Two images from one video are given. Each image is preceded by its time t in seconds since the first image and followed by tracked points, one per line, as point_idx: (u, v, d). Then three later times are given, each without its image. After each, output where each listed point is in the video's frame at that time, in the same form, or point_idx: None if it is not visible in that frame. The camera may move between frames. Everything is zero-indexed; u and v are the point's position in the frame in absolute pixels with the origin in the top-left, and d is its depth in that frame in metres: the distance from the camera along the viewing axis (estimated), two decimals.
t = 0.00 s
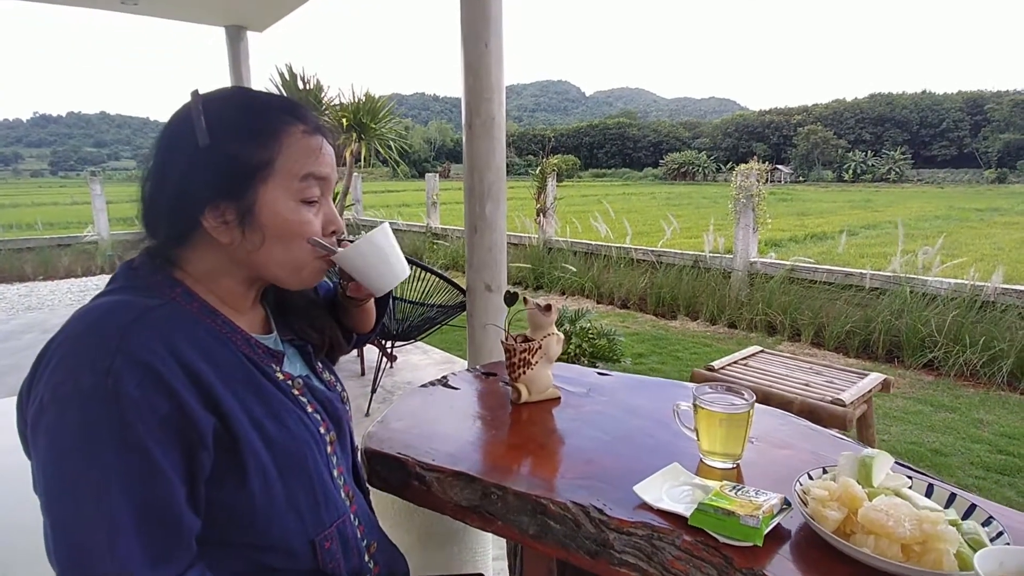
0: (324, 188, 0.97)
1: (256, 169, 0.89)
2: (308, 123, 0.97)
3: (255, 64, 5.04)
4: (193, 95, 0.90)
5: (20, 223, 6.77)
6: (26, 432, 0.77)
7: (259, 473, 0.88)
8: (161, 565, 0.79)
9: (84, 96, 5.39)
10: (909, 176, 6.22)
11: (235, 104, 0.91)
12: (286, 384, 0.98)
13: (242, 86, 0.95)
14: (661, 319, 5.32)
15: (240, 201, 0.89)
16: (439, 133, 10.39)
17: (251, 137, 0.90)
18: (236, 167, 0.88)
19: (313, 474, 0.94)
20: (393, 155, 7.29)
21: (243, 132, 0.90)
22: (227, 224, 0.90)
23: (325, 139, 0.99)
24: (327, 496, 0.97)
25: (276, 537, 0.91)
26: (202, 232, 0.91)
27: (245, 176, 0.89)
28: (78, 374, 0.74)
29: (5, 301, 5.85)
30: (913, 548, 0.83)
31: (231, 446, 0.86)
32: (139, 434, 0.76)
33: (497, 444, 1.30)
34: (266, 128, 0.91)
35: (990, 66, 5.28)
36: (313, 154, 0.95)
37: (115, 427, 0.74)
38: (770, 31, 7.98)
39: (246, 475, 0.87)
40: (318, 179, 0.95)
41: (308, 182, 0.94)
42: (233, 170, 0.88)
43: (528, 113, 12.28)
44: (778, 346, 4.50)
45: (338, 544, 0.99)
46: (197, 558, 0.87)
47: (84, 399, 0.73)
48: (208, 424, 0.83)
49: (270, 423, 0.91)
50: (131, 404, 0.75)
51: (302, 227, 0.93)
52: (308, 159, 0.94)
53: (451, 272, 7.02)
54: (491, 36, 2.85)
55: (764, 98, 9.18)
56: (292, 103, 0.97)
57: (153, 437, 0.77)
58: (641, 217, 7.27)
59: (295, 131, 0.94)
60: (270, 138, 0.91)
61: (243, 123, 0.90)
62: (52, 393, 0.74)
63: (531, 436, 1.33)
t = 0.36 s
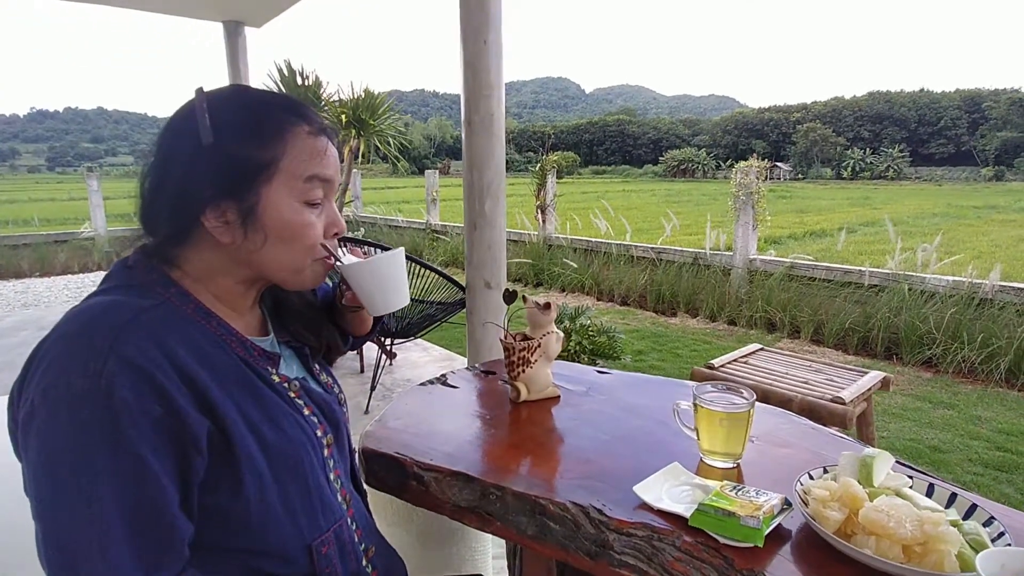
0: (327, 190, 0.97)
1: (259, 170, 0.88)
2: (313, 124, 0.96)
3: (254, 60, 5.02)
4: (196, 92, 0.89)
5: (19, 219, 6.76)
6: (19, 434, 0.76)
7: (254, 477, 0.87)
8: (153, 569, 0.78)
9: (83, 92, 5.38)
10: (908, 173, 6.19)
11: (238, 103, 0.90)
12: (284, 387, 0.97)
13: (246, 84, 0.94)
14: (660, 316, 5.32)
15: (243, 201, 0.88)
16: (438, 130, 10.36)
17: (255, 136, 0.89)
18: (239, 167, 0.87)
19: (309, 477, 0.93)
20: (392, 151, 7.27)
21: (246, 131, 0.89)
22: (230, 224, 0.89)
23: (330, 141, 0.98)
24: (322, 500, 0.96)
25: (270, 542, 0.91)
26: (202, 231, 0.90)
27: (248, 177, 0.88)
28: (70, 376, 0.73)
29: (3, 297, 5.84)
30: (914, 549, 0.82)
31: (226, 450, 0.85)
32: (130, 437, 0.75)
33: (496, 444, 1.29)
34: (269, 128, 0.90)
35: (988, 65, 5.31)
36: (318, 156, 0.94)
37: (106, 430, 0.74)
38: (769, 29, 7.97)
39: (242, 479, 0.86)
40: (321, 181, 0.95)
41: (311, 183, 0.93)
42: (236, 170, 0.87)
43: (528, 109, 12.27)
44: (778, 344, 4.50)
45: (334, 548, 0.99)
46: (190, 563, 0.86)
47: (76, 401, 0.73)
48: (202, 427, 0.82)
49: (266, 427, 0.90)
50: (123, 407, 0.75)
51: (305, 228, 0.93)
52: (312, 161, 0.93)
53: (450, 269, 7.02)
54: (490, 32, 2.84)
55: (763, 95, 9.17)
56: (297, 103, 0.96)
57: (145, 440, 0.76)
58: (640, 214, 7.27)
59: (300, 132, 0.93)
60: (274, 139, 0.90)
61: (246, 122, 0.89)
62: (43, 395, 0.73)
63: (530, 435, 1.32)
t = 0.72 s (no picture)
0: (317, 186, 0.97)
1: (247, 166, 0.89)
2: (303, 119, 0.96)
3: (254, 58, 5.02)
4: (183, 87, 0.89)
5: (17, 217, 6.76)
6: (11, 434, 0.77)
7: (249, 477, 0.88)
8: (147, 570, 0.78)
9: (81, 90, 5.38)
10: (905, 172, 6.18)
11: (227, 98, 0.90)
12: (280, 387, 0.98)
13: (233, 78, 0.94)
14: (659, 314, 5.33)
15: (231, 197, 0.89)
16: (438, 128, 10.35)
17: (244, 131, 0.89)
18: (227, 163, 0.87)
19: (304, 476, 0.94)
20: (391, 149, 7.26)
21: (234, 126, 0.88)
22: (219, 221, 0.90)
23: (320, 135, 0.99)
24: (318, 498, 0.97)
25: (266, 541, 0.91)
26: (192, 230, 0.91)
27: (237, 173, 0.88)
28: (64, 376, 0.74)
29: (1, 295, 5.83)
30: (908, 545, 0.83)
31: (221, 450, 0.86)
32: (125, 437, 0.75)
33: (495, 442, 1.30)
34: (257, 124, 0.90)
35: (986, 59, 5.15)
36: (307, 151, 0.94)
37: (100, 430, 0.74)
38: (769, 27, 7.98)
39: (237, 479, 0.87)
40: (311, 176, 0.95)
41: (301, 179, 0.94)
42: (224, 167, 0.87)
43: (528, 107, 12.26)
44: (776, 342, 4.52)
45: (331, 548, 1.00)
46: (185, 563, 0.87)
47: (71, 401, 0.73)
48: (197, 427, 0.83)
49: (262, 426, 0.91)
50: (117, 407, 0.75)
51: (294, 223, 0.93)
52: (302, 156, 0.94)
53: (450, 267, 7.03)
54: (490, 31, 2.84)
55: (763, 93, 9.18)
56: (286, 99, 0.97)
57: (141, 441, 0.77)
58: (640, 212, 7.28)
59: (289, 127, 0.94)
60: (263, 134, 0.90)
61: (235, 118, 0.89)
62: (36, 395, 0.74)
63: (528, 433, 1.33)
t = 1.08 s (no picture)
0: (298, 181, 0.96)
1: (223, 162, 0.87)
2: (282, 112, 0.94)
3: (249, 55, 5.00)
4: (157, 80, 0.87)
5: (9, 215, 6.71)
6: None
7: (242, 475, 0.88)
8: (139, 569, 0.78)
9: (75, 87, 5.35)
10: (900, 171, 6.17)
11: (202, 92, 0.88)
12: (270, 383, 0.98)
13: (210, 71, 0.92)
14: (654, 312, 5.33)
15: (207, 193, 0.88)
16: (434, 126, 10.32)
17: (219, 126, 0.87)
18: (204, 159, 0.86)
19: (297, 473, 0.95)
20: (387, 147, 7.21)
21: (209, 121, 0.87)
22: (196, 219, 0.89)
23: (300, 128, 0.97)
24: (311, 495, 0.97)
25: (260, 538, 0.91)
26: (172, 227, 0.90)
27: (212, 169, 0.87)
28: (52, 375, 0.73)
29: None
30: (899, 539, 0.84)
31: (213, 448, 0.86)
32: (115, 436, 0.75)
33: (489, 439, 1.30)
34: (234, 118, 0.89)
35: (981, 63, 5.30)
36: (286, 145, 0.93)
37: (90, 430, 0.73)
38: (765, 26, 8.00)
39: (229, 477, 0.87)
40: (291, 172, 0.94)
41: (280, 175, 0.92)
42: (199, 163, 0.86)
43: (523, 105, 12.24)
44: (771, 340, 4.53)
45: (326, 544, 1.00)
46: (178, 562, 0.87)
47: (60, 399, 0.73)
48: (189, 426, 0.83)
49: (253, 423, 0.91)
50: (107, 406, 0.74)
51: (273, 218, 0.92)
52: (281, 152, 0.92)
53: (445, 265, 7.02)
54: (485, 28, 2.83)
55: (758, 92, 9.20)
56: (266, 91, 0.95)
57: (132, 440, 0.76)
58: (636, 211, 7.29)
59: (267, 121, 0.92)
60: (240, 128, 0.89)
61: (211, 113, 0.87)
62: (25, 394, 0.73)
63: (523, 430, 1.33)
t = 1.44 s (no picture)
0: (284, 183, 0.95)
1: (200, 163, 0.86)
2: (266, 110, 0.93)
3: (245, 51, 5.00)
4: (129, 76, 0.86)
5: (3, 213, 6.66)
6: None
7: (232, 488, 0.87)
8: None
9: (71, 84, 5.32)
10: (897, 170, 6.21)
11: (177, 87, 0.87)
12: (266, 391, 0.97)
13: (187, 65, 0.91)
14: (651, 311, 5.34)
15: (184, 196, 0.86)
16: (430, 125, 10.25)
17: (195, 126, 0.86)
18: (179, 161, 0.85)
19: (291, 485, 0.94)
20: (383, 146, 7.17)
21: (184, 119, 0.86)
22: (175, 223, 0.88)
23: (285, 125, 0.95)
24: (307, 505, 0.96)
25: (253, 550, 0.90)
26: (150, 233, 0.90)
27: (189, 172, 0.86)
28: (33, 389, 0.73)
29: None
30: (896, 537, 0.84)
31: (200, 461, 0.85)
32: (97, 452, 0.74)
33: (487, 437, 1.30)
34: (210, 117, 0.87)
35: (979, 63, 5.36)
36: (267, 143, 0.91)
37: (71, 448, 0.73)
38: (762, 26, 8.02)
39: (219, 490, 0.86)
40: (276, 174, 0.93)
41: (264, 178, 0.91)
42: (174, 166, 0.85)
43: (520, 104, 12.21)
44: (767, 339, 4.54)
45: (323, 553, 0.99)
46: None
47: (40, 416, 0.72)
48: (174, 441, 0.81)
49: (244, 433, 0.91)
50: (88, 421, 0.74)
51: (254, 223, 0.91)
52: (264, 154, 0.91)
53: (442, 264, 7.02)
54: (481, 26, 2.83)
55: (754, 90, 9.22)
56: (247, 86, 0.94)
57: (114, 455, 0.75)
58: (633, 209, 7.28)
59: (249, 118, 0.91)
60: (218, 127, 0.88)
61: (188, 110, 0.86)
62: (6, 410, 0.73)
63: (520, 428, 1.33)
